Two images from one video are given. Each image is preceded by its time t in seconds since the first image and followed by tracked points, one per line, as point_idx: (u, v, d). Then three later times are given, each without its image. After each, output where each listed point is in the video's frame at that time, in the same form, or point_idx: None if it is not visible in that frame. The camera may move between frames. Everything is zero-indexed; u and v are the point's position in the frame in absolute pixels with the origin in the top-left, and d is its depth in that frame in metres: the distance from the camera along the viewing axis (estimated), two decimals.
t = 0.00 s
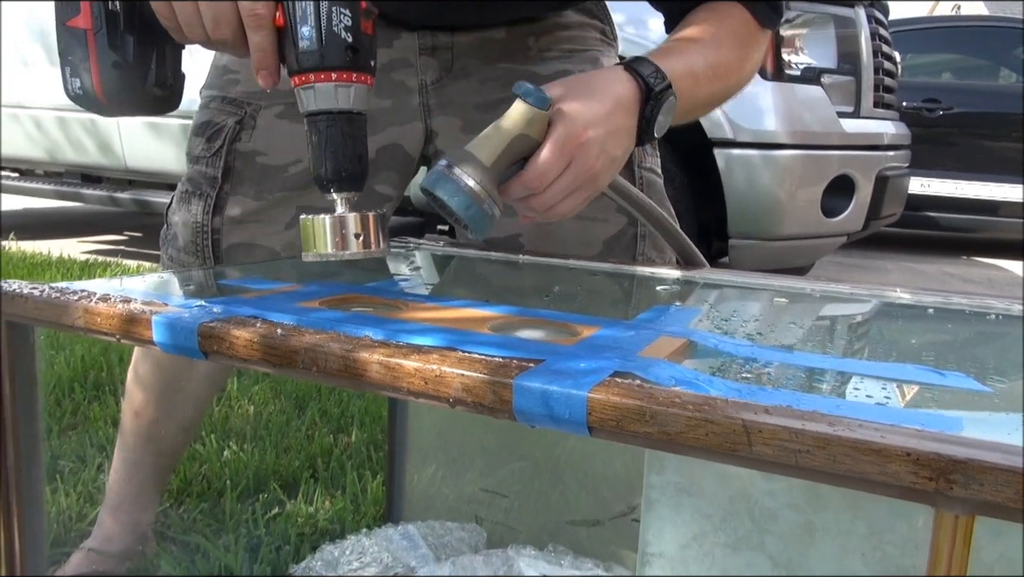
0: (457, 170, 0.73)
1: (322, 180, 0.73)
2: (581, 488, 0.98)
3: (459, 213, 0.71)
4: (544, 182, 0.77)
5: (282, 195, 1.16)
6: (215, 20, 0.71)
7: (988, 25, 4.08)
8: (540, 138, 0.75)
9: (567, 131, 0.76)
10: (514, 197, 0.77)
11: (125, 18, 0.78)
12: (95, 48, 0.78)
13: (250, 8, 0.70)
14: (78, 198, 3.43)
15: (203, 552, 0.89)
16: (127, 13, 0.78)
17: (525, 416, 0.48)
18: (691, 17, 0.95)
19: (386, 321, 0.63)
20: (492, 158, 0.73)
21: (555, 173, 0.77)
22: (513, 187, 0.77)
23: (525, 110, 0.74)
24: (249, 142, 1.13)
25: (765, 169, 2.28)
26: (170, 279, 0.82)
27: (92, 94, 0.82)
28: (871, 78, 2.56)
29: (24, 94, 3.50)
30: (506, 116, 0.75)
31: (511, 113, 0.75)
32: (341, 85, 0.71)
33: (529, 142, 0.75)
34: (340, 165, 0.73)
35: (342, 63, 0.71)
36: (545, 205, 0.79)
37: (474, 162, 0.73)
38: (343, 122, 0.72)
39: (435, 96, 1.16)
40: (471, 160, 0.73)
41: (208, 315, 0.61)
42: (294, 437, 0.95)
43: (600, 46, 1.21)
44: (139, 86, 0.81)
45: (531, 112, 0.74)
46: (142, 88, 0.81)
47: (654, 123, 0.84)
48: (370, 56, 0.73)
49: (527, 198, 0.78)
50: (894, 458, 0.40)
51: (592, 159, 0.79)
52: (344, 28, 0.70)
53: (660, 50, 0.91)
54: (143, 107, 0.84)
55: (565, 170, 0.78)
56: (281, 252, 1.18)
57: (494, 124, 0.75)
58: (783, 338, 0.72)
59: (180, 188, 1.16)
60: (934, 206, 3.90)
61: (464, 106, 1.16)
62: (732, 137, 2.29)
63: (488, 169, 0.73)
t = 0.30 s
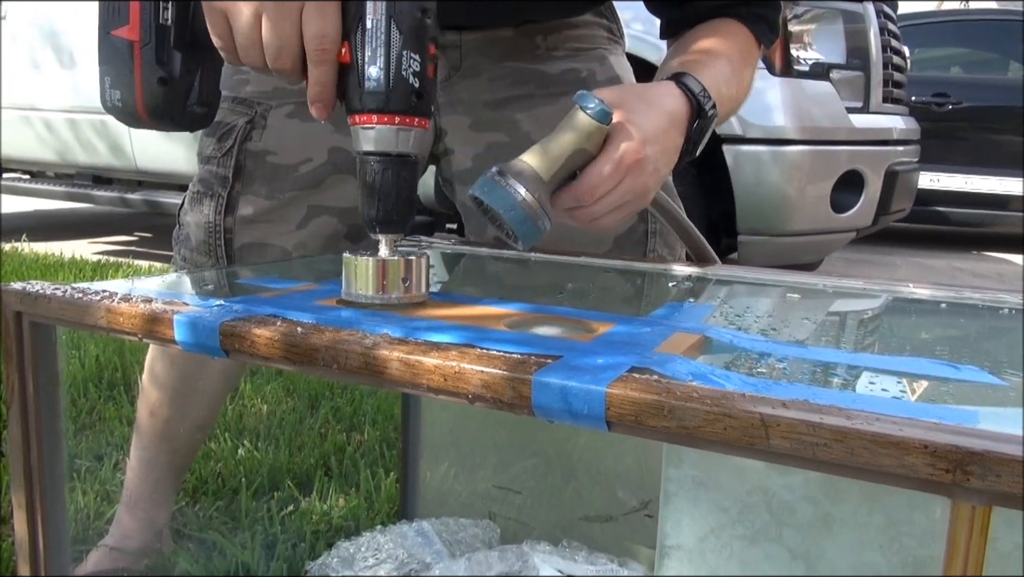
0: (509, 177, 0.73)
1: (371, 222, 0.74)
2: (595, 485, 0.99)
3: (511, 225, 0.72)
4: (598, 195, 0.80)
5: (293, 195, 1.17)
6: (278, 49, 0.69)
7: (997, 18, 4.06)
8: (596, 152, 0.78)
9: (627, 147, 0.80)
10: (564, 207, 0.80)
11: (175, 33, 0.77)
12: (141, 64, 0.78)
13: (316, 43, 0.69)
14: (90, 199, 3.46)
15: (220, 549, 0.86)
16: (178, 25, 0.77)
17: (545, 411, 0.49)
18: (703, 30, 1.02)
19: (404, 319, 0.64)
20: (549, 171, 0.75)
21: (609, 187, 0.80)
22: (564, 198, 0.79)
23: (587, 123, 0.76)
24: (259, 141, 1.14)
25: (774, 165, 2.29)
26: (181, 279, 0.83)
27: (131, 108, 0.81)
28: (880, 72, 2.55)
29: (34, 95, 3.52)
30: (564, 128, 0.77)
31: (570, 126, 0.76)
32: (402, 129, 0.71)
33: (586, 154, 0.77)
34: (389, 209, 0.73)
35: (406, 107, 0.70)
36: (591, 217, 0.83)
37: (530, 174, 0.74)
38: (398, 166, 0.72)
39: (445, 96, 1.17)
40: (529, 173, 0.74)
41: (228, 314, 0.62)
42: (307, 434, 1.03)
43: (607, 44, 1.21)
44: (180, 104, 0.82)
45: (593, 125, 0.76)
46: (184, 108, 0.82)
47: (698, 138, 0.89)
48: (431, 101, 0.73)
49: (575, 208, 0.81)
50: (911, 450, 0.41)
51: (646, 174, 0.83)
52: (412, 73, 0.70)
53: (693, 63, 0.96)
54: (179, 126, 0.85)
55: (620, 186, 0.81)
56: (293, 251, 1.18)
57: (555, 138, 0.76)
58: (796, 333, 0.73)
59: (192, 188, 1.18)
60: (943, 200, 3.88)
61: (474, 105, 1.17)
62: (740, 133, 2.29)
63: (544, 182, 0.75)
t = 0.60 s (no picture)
0: (507, 173, 0.74)
1: (373, 226, 0.72)
2: (600, 482, 1.00)
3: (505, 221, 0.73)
4: (593, 192, 0.81)
5: (301, 194, 1.17)
6: (283, 53, 0.68)
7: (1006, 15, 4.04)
8: (592, 149, 0.79)
9: (623, 145, 0.80)
10: (559, 202, 0.81)
11: (177, 33, 0.77)
12: (142, 64, 0.78)
13: (320, 49, 0.68)
14: (99, 199, 3.47)
15: (228, 546, 0.87)
16: (180, 25, 0.77)
17: (551, 408, 0.49)
18: (712, 27, 1.02)
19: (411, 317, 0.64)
20: (546, 167, 0.76)
21: (605, 184, 0.81)
22: (560, 193, 0.80)
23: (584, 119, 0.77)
24: (267, 141, 1.15)
25: (782, 163, 2.28)
26: (189, 277, 0.83)
27: (132, 107, 0.81)
28: (888, 70, 2.55)
29: (43, 95, 3.53)
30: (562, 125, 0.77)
31: (568, 123, 0.77)
32: (407, 136, 0.70)
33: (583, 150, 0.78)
34: (392, 215, 0.72)
35: (411, 115, 0.69)
36: (587, 212, 0.83)
37: (526, 171, 0.75)
38: (402, 172, 0.71)
39: (452, 95, 1.17)
40: (525, 169, 0.75)
41: (236, 311, 0.62)
42: (315, 432, 1.02)
43: (615, 43, 1.21)
44: (182, 103, 0.81)
45: (589, 121, 0.77)
46: (184, 110, 0.82)
47: (702, 136, 0.89)
48: (437, 109, 0.72)
49: (571, 203, 0.82)
50: (918, 446, 0.41)
51: (643, 172, 0.83)
52: (418, 80, 0.69)
53: (698, 60, 0.96)
54: (179, 126, 0.84)
55: (615, 183, 0.82)
56: (302, 250, 1.19)
57: (551, 134, 0.77)
58: (803, 331, 0.73)
59: (201, 187, 1.18)
60: (952, 198, 3.87)
61: (482, 104, 1.17)
62: (748, 131, 2.28)
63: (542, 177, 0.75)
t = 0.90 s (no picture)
0: (511, 173, 0.74)
1: (376, 231, 0.72)
2: (608, 480, 1.01)
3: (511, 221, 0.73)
4: (598, 190, 0.81)
5: (302, 194, 1.17)
6: (284, 64, 0.69)
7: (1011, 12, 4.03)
8: (596, 147, 0.78)
9: (628, 143, 0.80)
10: (564, 200, 0.81)
11: (180, 40, 0.78)
12: (147, 70, 0.78)
13: (321, 65, 0.68)
14: (103, 199, 3.47)
15: (233, 544, 0.87)
16: (184, 33, 0.78)
17: (556, 407, 0.49)
18: (718, 24, 1.02)
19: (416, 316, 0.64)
20: (549, 167, 0.76)
21: (609, 182, 0.81)
22: (564, 191, 0.80)
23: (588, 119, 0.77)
24: (268, 140, 1.15)
25: (786, 162, 2.28)
26: (190, 277, 0.83)
27: (136, 114, 0.82)
28: (892, 68, 2.54)
29: (47, 95, 3.54)
30: (566, 125, 0.77)
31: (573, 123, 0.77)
32: (412, 143, 0.70)
33: (587, 150, 0.78)
34: (397, 220, 0.72)
35: (416, 121, 0.69)
36: (590, 210, 0.83)
37: (531, 170, 0.75)
38: (406, 178, 0.71)
39: (454, 94, 1.17)
40: (529, 169, 0.75)
41: (240, 310, 0.62)
42: (320, 432, 1.02)
43: (616, 42, 1.21)
44: (186, 110, 0.82)
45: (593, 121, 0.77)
46: (189, 115, 0.83)
47: (708, 133, 0.89)
48: (441, 115, 0.71)
49: (575, 201, 0.82)
50: (924, 444, 0.41)
51: (648, 170, 0.83)
52: (422, 88, 0.68)
53: (705, 56, 0.95)
54: (181, 132, 0.85)
55: (619, 181, 0.82)
56: (303, 250, 1.19)
57: (556, 135, 0.77)
58: (807, 329, 0.73)
59: (200, 187, 1.18)
60: (957, 196, 3.86)
61: (483, 103, 1.17)
62: (752, 129, 2.28)
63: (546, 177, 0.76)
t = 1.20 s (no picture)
0: (512, 164, 0.75)
1: (381, 237, 0.72)
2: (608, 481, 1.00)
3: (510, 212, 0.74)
4: (598, 183, 0.81)
5: (301, 197, 1.18)
6: (293, 77, 0.69)
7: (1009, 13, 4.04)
8: (596, 140, 0.79)
9: (628, 137, 0.80)
10: (564, 193, 0.81)
11: (183, 38, 0.78)
12: (147, 67, 0.78)
13: (330, 76, 0.68)
14: (103, 199, 3.47)
15: (234, 545, 0.89)
16: (185, 31, 0.78)
17: (559, 414, 0.49)
18: (716, 23, 1.02)
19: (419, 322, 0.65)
20: (549, 158, 0.76)
21: (609, 176, 0.81)
22: (564, 184, 0.80)
23: (588, 110, 0.77)
24: (267, 143, 1.15)
25: (785, 163, 2.28)
26: (191, 281, 0.83)
27: (136, 115, 0.81)
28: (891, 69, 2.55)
29: (47, 95, 3.53)
30: (566, 116, 0.78)
31: (574, 113, 0.78)
32: (420, 151, 0.70)
33: (588, 142, 0.78)
34: (402, 227, 0.72)
35: (425, 130, 0.69)
36: (591, 204, 0.83)
37: (531, 161, 0.75)
38: (411, 185, 0.71)
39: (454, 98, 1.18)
40: (530, 159, 0.76)
41: (245, 316, 0.62)
42: (320, 433, 0.99)
43: (615, 46, 1.22)
44: (187, 110, 0.82)
45: (592, 111, 0.77)
46: (188, 114, 0.82)
47: (708, 128, 0.89)
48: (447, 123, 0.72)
49: (575, 194, 0.82)
50: (923, 453, 0.41)
51: (648, 164, 0.83)
52: (432, 96, 0.69)
53: (704, 53, 0.96)
54: (181, 132, 0.85)
55: (620, 175, 0.82)
56: (302, 253, 1.19)
57: (556, 125, 0.77)
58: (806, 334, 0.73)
59: (200, 189, 1.19)
60: (956, 197, 3.86)
61: (483, 107, 1.18)
62: (751, 131, 2.28)
63: (546, 168, 0.76)
